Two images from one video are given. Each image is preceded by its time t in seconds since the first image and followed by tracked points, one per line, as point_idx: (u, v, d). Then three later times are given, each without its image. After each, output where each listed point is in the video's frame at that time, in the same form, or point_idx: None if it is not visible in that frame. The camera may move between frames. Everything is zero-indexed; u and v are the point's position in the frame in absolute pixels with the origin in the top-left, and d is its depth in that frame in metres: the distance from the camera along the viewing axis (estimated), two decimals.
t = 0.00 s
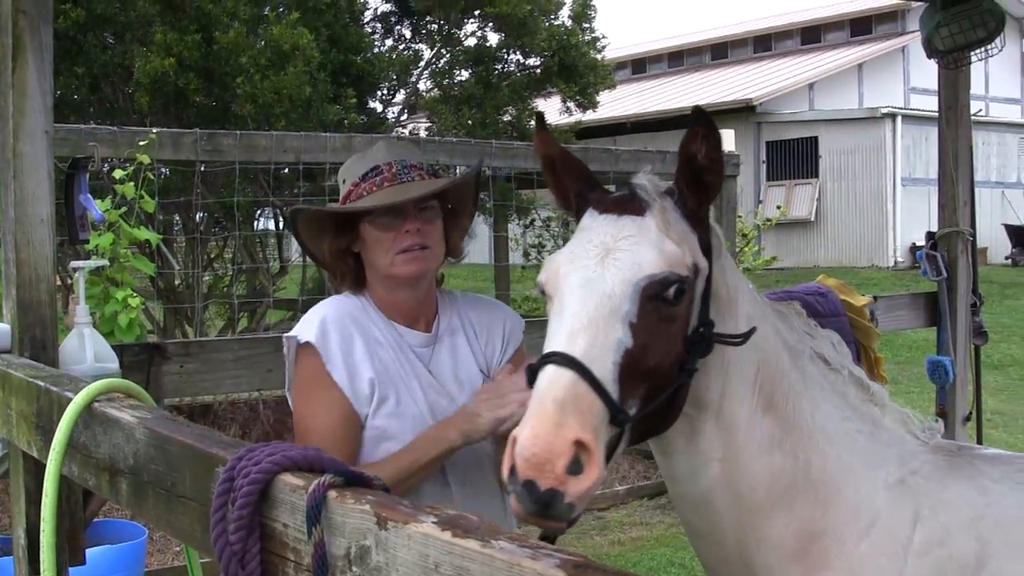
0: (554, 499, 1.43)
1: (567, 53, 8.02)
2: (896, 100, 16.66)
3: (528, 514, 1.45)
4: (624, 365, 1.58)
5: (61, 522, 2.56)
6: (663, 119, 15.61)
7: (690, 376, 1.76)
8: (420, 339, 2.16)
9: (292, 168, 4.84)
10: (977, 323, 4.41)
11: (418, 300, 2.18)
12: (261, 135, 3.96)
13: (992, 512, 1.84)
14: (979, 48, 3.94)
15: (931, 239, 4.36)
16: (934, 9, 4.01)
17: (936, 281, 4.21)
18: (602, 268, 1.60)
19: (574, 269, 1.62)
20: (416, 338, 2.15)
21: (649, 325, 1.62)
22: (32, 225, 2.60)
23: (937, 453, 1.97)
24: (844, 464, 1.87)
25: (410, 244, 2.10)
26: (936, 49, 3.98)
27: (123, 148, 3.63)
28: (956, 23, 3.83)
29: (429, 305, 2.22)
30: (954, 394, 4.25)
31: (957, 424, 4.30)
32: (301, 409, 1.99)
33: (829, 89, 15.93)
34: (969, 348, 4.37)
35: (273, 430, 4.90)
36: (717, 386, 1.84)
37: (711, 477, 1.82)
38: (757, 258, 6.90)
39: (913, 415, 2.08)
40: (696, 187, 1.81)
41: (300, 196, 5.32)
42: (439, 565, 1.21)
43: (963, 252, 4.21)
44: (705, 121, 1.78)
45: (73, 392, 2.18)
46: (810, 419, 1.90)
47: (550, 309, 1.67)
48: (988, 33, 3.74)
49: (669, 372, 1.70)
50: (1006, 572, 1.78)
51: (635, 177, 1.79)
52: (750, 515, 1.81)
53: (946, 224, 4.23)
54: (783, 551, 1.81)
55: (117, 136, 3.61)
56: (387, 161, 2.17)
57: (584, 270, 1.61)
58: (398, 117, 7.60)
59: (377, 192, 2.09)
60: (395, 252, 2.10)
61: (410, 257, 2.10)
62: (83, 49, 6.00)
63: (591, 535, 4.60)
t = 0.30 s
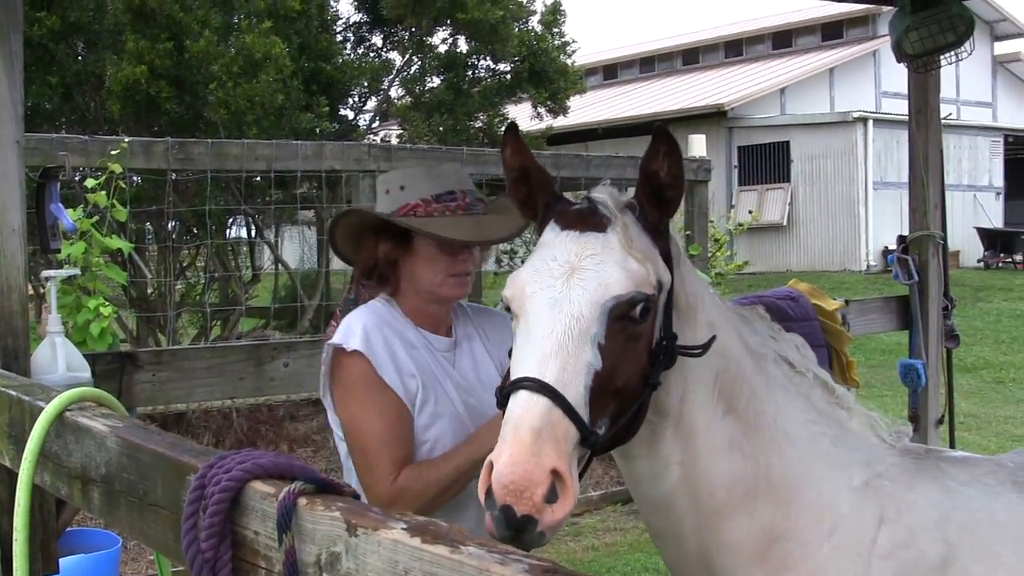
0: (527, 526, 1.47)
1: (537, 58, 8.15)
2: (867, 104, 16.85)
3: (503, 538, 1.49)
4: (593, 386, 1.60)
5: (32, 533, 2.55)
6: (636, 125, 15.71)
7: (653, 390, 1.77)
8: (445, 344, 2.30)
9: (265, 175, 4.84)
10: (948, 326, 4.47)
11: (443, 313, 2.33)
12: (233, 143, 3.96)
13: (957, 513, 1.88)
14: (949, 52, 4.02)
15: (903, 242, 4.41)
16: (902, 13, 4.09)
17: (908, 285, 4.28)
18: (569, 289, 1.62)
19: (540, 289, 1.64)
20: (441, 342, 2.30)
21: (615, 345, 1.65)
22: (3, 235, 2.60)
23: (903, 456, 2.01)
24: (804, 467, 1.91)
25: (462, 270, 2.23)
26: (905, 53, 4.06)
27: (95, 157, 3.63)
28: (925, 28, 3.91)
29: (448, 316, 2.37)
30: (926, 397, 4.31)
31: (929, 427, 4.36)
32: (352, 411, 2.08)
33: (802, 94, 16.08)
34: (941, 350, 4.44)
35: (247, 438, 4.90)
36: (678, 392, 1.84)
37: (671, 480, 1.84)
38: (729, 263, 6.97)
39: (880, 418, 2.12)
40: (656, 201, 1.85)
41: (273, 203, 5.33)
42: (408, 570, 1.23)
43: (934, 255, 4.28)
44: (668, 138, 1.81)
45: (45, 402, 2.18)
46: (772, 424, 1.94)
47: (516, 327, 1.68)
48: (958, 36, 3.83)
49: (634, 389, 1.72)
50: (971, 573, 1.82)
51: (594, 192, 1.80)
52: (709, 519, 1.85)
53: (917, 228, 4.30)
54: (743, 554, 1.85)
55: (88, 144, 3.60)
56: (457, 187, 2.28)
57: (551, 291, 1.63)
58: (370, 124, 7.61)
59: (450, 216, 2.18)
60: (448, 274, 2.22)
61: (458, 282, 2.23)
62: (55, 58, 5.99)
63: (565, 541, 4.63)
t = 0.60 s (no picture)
0: (521, 511, 1.47)
1: (524, 62, 8.10)
2: (854, 106, 16.92)
3: (498, 527, 1.49)
4: (576, 377, 1.61)
5: (19, 538, 2.55)
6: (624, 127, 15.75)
7: (640, 383, 1.79)
8: (464, 341, 2.29)
9: (251, 179, 4.83)
10: (935, 326, 4.51)
11: (464, 309, 2.28)
12: (219, 147, 3.96)
13: (939, 511, 1.90)
14: (935, 52, 4.04)
15: (889, 243, 4.41)
16: (887, 13, 4.13)
17: (894, 285, 4.29)
18: (551, 280, 1.64)
19: (522, 282, 1.65)
20: (459, 339, 2.28)
21: (598, 336, 1.66)
22: None
23: (886, 455, 2.03)
24: (788, 465, 1.93)
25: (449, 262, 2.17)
26: (891, 54, 4.09)
27: (80, 161, 3.61)
28: (910, 28, 3.94)
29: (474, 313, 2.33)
30: (913, 398, 4.34)
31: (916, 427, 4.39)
32: (357, 393, 2.11)
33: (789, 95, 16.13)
34: (928, 350, 4.47)
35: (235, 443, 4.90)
36: (661, 388, 1.86)
37: (655, 478, 1.85)
38: (717, 264, 7.00)
39: (862, 417, 2.14)
40: (638, 194, 1.86)
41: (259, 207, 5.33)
42: (391, 571, 1.24)
43: (921, 256, 4.31)
44: (650, 132, 1.81)
45: (30, 405, 2.18)
46: (756, 422, 1.95)
47: (499, 321, 1.70)
48: (943, 36, 3.87)
49: (619, 381, 1.73)
50: (953, 571, 1.84)
51: (578, 188, 1.84)
52: (695, 517, 1.85)
53: (903, 228, 4.32)
54: (729, 552, 1.86)
55: (74, 149, 3.59)
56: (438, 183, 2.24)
57: (533, 283, 1.64)
58: (356, 128, 7.61)
59: (422, 211, 2.16)
60: (436, 268, 2.18)
61: (449, 275, 2.18)
62: (40, 62, 5.97)
63: (554, 543, 4.64)
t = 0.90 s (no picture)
0: (501, 534, 1.50)
1: (517, 62, 8.11)
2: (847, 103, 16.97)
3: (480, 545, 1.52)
4: (555, 393, 1.63)
5: (13, 539, 2.55)
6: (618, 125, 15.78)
7: (621, 391, 1.80)
8: (447, 346, 2.30)
9: (245, 179, 4.84)
10: (929, 323, 4.53)
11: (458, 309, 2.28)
12: (212, 147, 3.97)
13: (930, 507, 1.91)
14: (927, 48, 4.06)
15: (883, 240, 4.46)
16: (879, 10, 4.14)
17: (887, 282, 4.34)
18: (529, 296, 1.65)
19: (502, 296, 1.66)
20: (444, 343, 2.30)
21: (577, 350, 1.67)
22: None
23: (877, 451, 2.04)
24: (774, 461, 1.94)
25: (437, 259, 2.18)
26: (884, 50, 4.11)
27: (74, 162, 3.62)
28: (903, 24, 3.95)
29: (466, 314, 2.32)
30: (907, 395, 4.37)
31: (910, 424, 4.41)
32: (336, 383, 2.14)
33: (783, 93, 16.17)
34: (922, 347, 4.49)
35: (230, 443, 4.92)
36: (643, 389, 1.87)
37: (639, 477, 1.88)
38: (711, 263, 7.03)
39: (853, 414, 2.15)
40: (613, 204, 1.87)
41: (253, 207, 5.34)
42: (382, 568, 1.25)
43: (914, 253, 4.33)
44: (623, 142, 1.83)
45: (24, 406, 2.19)
46: (740, 418, 1.97)
47: (478, 334, 1.71)
48: (936, 32, 3.88)
49: (598, 392, 1.75)
50: (944, 566, 1.84)
51: (554, 197, 1.84)
52: (678, 514, 1.87)
53: (896, 225, 4.34)
54: (713, 548, 1.87)
55: (68, 150, 3.59)
56: (429, 178, 2.26)
57: (512, 298, 1.65)
58: (349, 127, 7.63)
59: (410, 207, 2.18)
60: (425, 265, 2.19)
61: (437, 272, 2.18)
62: (33, 63, 5.97)
63: (549, 541, 4.66)
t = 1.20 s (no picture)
0: (501, 517, 1.49)
1: (517, 60, 8.12)
2: (848, 99, 16.95)
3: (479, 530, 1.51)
4: (556, 381, 1.63)
5: (15, 539, 2.56)
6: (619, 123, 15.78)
7: (623, 381, 1.81)
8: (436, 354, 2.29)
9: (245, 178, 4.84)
10: (930, 318, 4.52)
11: (444, 312, 2.28)
12: (211, 147, 3.97)
13: (928, 501, 1.90)
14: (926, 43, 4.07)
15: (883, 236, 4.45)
16: (878, 6, 4.15)
17: (889, 277, 4.32)
18: (531, 283, 1.65)
19: (503, 285, 1.66)
20: (433, 351, 2.28)
21: (577, 340, 1.67)
22: None
23: (875, 445, 2.04)
24: (773, 456, 1.93)
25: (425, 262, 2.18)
26: (882, 45, 4.10)
27: (74, 163, 3.62)
28: (902, 19, 3.96)
29: (452, 322, 2.32)
30: (909, 390, 4.36)
31: (912, 420, 4.40)
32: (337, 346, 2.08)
33: (784, 89, 16.15)
34: (923, 343, 4.49)
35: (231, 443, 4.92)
36: (641, 383, 1.88)
37: (638, 470, 1.88)
38: (711, 259, 7.02)
39: (852, 409, 2.14)
40: (615, 197, 1.88)
41: (253, 206, 5.34)
42: (381, 565, 1.25)
43: (915, 248, 4.33)
44: (624, 135, 1.85)
45: (25, 406, 2.20)
46: (739, 413, 1.96)
47: (478, 323, 1.71)
48: (935, 27, 3.90)
49: (599, 383, 1.75)
50: (943, 560, 1.83)
51: (554, 189, 1.84)
52: (676, 506, 1.87)
53: (897, 220, 4.34)
54: (711, 543, 1.86)
55: (67, 150, 3.59)
56: (418, 175, 2.23)
57: (513, 287, 1.65)
58: (349, 127, 7.63)
59: (400, 206, 2.17)
60: (412, 267, 2.18)
61: (425, 275, 2.17)
62: (33, 65, 5.98)
63: (551, 539, 4.66)
